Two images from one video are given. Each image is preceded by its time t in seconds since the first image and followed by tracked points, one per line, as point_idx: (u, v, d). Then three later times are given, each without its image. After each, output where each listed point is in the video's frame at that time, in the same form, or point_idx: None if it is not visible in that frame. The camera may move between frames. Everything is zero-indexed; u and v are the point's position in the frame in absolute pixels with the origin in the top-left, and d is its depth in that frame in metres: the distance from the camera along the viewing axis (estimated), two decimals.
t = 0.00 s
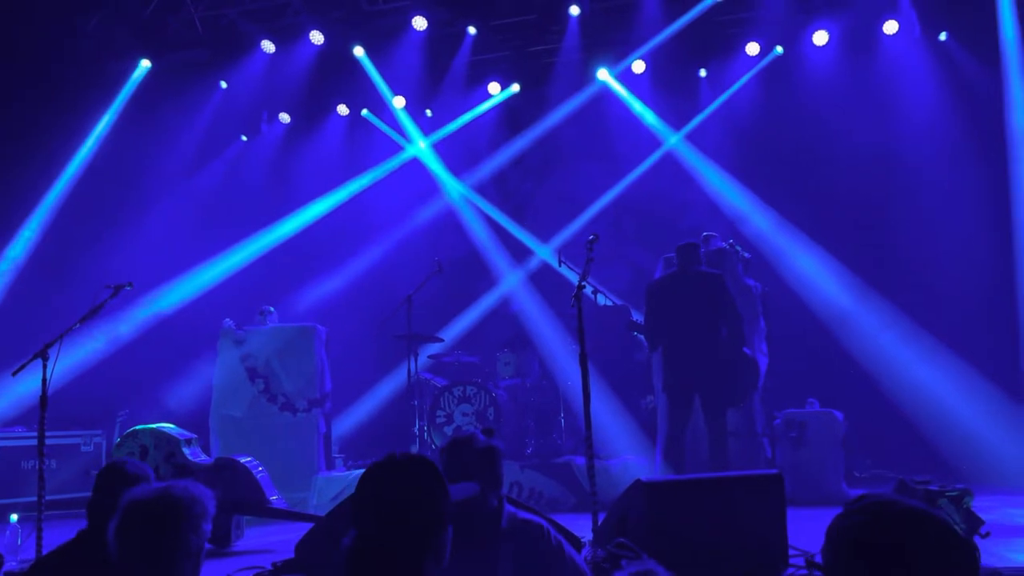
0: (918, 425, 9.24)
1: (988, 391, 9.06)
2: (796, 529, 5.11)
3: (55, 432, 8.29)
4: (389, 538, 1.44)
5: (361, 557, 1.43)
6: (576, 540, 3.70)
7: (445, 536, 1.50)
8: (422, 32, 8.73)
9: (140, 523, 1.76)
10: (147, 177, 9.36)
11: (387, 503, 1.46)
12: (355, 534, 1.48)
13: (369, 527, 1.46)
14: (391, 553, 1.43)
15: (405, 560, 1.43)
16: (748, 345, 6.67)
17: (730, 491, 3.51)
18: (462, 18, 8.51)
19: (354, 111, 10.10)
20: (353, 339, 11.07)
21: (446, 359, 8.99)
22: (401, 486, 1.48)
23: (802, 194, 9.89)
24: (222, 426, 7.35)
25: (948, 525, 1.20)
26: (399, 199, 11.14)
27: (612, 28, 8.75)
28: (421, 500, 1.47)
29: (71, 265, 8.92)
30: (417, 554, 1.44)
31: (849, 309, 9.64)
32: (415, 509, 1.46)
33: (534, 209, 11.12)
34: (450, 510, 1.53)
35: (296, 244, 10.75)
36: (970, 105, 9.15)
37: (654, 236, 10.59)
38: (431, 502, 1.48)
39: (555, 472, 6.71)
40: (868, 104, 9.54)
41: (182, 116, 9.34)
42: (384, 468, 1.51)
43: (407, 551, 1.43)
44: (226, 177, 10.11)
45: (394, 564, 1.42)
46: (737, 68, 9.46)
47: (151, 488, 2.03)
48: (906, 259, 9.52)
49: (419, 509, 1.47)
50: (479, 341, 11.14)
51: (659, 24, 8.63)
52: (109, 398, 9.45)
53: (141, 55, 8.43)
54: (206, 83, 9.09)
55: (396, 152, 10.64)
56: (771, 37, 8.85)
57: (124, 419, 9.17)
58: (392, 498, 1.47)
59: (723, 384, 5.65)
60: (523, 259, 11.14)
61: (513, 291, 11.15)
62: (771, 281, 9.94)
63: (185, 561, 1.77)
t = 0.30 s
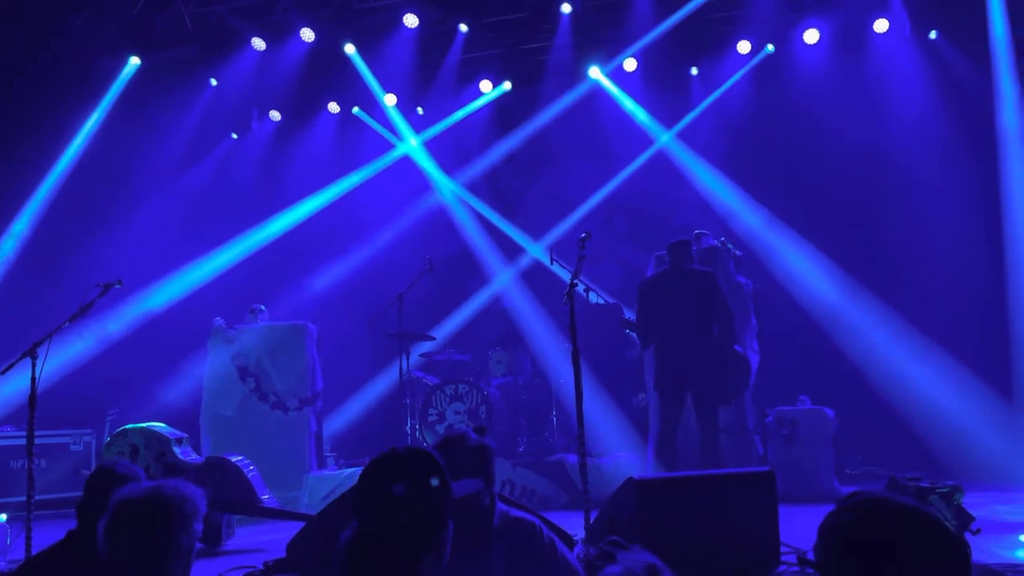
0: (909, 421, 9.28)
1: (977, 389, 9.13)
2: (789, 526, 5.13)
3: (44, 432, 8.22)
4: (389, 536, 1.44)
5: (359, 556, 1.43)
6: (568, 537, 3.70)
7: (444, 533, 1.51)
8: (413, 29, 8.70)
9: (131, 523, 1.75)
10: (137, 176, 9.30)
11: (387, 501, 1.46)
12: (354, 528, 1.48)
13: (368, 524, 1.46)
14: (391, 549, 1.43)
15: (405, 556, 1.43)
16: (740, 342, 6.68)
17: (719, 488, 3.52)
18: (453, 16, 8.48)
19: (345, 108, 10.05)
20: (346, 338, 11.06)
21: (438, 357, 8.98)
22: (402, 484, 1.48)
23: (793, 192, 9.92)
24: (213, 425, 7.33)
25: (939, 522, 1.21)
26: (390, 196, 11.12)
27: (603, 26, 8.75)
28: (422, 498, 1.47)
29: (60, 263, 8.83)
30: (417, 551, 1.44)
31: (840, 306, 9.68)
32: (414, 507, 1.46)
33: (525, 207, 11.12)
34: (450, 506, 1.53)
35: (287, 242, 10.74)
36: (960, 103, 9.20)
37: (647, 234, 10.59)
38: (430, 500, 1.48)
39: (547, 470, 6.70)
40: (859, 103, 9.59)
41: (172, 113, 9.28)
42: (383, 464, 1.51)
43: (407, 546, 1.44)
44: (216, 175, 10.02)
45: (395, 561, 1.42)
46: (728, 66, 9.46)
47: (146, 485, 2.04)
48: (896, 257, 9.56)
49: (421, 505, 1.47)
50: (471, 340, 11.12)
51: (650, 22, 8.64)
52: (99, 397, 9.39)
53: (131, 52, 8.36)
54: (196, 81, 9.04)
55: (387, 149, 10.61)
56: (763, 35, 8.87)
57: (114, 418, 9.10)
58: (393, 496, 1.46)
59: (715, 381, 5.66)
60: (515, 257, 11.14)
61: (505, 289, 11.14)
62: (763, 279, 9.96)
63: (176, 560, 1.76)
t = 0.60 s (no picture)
0: (887, 409, 9.40)
1: (952, 378, 9.30)
2: (771, 514, 5.17)
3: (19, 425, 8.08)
4: (380, 517, 1.54)
5: (344, 542, 1.53)
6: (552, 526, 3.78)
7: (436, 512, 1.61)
8: (393, 18, 8.60)
9: (104, 517, 1.74)
10: (113, 167, 9.16)
11: (377, 484, 1.56)
12: (345, 512, 1.59)
13: (359, 508, 1.56)
14: (383, 529, 1.53)
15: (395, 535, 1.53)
16: (720, 331, 6.71)
17: (698, 479, 3.52)
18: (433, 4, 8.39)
19: (324, 97, 9.93)
20: (327, 329, 10.98)
21: (419, 348, 8.94)
22: (390, 469, 1.57)
23: (774, 182, 9.96)
24: (193, 418, 7.24)
25: (925, 508, 1.22)
26: (371, 186, 11.03)
27: (585, 16, 8.71)
28: (411, 484, 1.57)
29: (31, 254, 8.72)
30: (405, 531, 1.54)
31: (820, 295, 9.75)
32: (400, 490, 1.56)
33: (506, 197, 11.09)
34: (438, 492, 1.62)
35: (267, 233, 10.65)
36: (937, 95, 9.28)
37: (629, 224, 10.60)
38: (417, 487, 1.57)
39: (529, 460, 6.70)
40: (838, 93, 9.64)
41: (148, 103, 9.08)
42: (374, 450, 1.60)
43: (399, 526, 1.54)
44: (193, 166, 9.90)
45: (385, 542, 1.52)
46: (709, 56, 9.44)
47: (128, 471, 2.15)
48: (875, 247, 9.63)
49: (410, 490, 1.56)
50: (453, 330, 11.09)
51: (631, 11, 8.61)
52: (76, 390, 9.22)
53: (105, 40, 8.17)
54: (173, 70, 8.84)
55: (367, 139, 10.53)
56: (743, 26, 8.88)
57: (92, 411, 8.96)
58: (383, 479, 1.56)
59: (694, 369, 5.69)
60: (496, 247, 11.12)
61: (487, 279, 11.11)
62: (744, 268, 10.01)
63: (152, 555, 1.75)
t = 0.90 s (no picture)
0: (856, 398, 9.52)
1: (927, 367, 9.32)
2: (747, 502, 5.21)
3: None
4: (354, 505, 1.52)
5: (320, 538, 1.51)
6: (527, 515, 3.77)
7: (414, 500, 1.59)
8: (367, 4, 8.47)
9: (66, 512, 1.68)
10: (82, 151, 9.16)
11: (351, 473, 1.55)
12: (320, 503, 1.57)
13: (334, 497, 1.54)
14: (358, 518, 1.50)
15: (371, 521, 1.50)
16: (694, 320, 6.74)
17: (674, 465, 3.54)
18: None
19: (297, 84, 9.79)
20: (301, 318, 10.87)
21: (393, 337, 8.89)
22: (367, 458, 1.55)
23: (747, 173, 10.03)
24: (163, 407, 7.14)
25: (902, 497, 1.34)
26: (345, 173, 10.88)
27: (560, 5, 8.68)
28: (386, 472, 1.55)
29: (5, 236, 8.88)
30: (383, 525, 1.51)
31: (792, 285, 9.85)
32: (374, 478, 1.54)
33: (482, 185, 11.04)
34: (419, 483, 1.61)
35: (238, 221, 10.42)
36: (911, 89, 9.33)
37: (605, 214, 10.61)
38: (395, 478, 1.56)
39: (504, 449, 6.69)
40: (811, 86, 9.67)
41: (118, 86, 8.96)
42: (348, 439, 1.59)
43: (375, 514, 1.51)
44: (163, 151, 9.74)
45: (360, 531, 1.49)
46: (685, 46, 9.39)
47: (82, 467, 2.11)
48: (847, 239, 9.74)
49: (386, 478, 1.55)
50: (427, 319, 11.03)
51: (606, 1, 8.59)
52: (42, 379, 9.05)
53: (73, 23, 8.02)
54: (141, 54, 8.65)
55: (342, 126, 10.38)
56: (718, 16, 8.90)
57: (58, 401, 8.73)
58: (357, 468, 1.54)
59: (669, 358, 5.70)
60: (471, 236, 11.06)
61: (461, 269, 11.05)
62: (718, 258, 10.07)
63: (115, 550, 1.70)
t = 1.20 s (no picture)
0: (832, 390, 9.62)
1: (907, 361, 9.31)
2: (727, 496, 5.22)
3: None
4: (343, 500, 1.51)
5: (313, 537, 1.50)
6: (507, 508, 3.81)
7: (404, 497, 1.58)
8: None
9: (40, 510, 1.64)
10: (55, 141, 9.05)
11: (339, 469, 1.56)
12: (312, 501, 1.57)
13: (323, 494, 1.54)
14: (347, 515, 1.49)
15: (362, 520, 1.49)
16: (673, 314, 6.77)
17: (651, 459, 3.54)
18: None
19: (274, 75, 9.70)
20: (279, 312, 10.75)
21: (372, 331, 8.85)
22: (357, 455, 1.56)
23: (725, 167, 10.08)
24: (137, 402, 7.03)
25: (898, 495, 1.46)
26: (323, 165, 10.78)
27: None
28: (374, 467, 1.55)
29: None
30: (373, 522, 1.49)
31: (769, 278, 9.93)
32: (363, 474, 1.54)
33: (461, 178, 10.96)
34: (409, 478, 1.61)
35: (214, 213, 10.28)
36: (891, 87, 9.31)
37: (584, 208, 10.61)
38: (384, 474, 1.56)
39: (483, 443, 6.68)
40: (790, 81, 9.71)
41: (91, 77, 8.84)
42: (337, 435, 1.60)
43: (364, 510, 1.50)
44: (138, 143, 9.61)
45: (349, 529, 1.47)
46: (664, 39, 9.52)
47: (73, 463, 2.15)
48: (826, 234, 9.77)
49: (374, 474, 1.55)
50: (406, 313, 10.96)
51: None
52: (14, 374, 8.91)
53: (44, 13, 7.85)
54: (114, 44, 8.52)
55: (320, 118, 10.32)
56: (695, 10, 9.02)
57: (30, 397, 8.57)
58: (345, 462, 1.55)
59: (648, 351, 5.71)
60: (450, 229, 11.02)
61: (441, 261, 11.00)
62: (697, 252, 10.13)
63: (91, 548, 1.66)
